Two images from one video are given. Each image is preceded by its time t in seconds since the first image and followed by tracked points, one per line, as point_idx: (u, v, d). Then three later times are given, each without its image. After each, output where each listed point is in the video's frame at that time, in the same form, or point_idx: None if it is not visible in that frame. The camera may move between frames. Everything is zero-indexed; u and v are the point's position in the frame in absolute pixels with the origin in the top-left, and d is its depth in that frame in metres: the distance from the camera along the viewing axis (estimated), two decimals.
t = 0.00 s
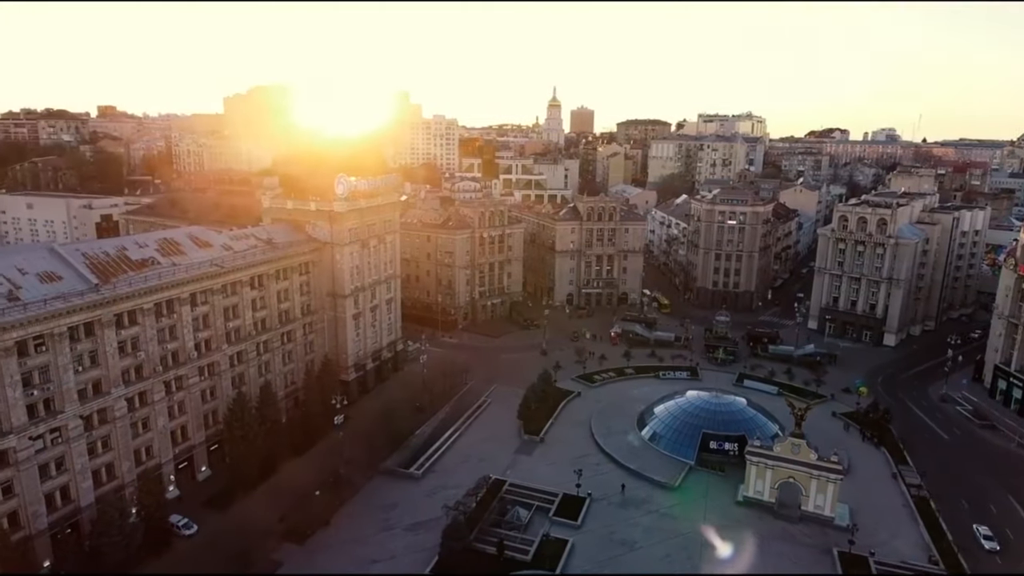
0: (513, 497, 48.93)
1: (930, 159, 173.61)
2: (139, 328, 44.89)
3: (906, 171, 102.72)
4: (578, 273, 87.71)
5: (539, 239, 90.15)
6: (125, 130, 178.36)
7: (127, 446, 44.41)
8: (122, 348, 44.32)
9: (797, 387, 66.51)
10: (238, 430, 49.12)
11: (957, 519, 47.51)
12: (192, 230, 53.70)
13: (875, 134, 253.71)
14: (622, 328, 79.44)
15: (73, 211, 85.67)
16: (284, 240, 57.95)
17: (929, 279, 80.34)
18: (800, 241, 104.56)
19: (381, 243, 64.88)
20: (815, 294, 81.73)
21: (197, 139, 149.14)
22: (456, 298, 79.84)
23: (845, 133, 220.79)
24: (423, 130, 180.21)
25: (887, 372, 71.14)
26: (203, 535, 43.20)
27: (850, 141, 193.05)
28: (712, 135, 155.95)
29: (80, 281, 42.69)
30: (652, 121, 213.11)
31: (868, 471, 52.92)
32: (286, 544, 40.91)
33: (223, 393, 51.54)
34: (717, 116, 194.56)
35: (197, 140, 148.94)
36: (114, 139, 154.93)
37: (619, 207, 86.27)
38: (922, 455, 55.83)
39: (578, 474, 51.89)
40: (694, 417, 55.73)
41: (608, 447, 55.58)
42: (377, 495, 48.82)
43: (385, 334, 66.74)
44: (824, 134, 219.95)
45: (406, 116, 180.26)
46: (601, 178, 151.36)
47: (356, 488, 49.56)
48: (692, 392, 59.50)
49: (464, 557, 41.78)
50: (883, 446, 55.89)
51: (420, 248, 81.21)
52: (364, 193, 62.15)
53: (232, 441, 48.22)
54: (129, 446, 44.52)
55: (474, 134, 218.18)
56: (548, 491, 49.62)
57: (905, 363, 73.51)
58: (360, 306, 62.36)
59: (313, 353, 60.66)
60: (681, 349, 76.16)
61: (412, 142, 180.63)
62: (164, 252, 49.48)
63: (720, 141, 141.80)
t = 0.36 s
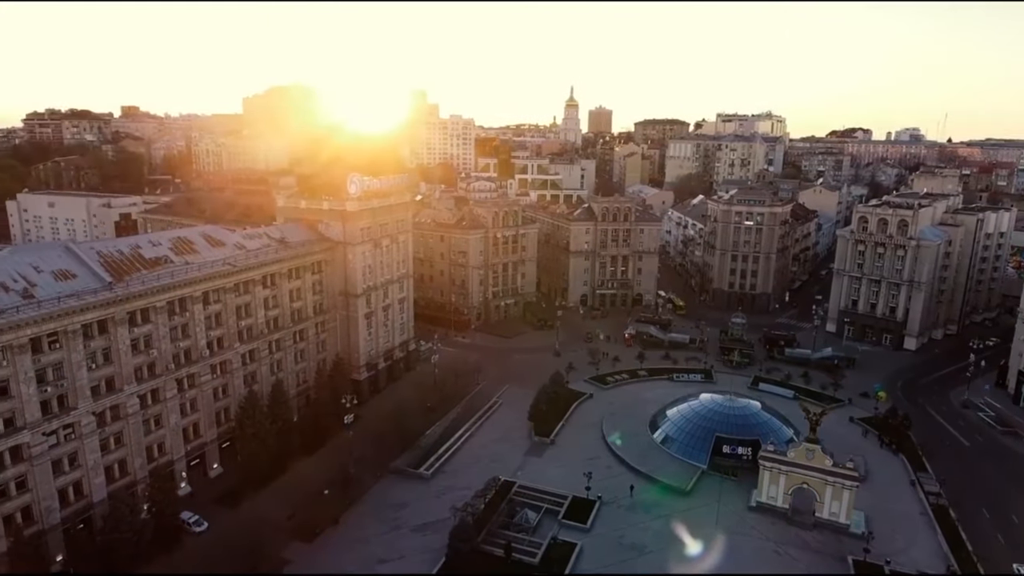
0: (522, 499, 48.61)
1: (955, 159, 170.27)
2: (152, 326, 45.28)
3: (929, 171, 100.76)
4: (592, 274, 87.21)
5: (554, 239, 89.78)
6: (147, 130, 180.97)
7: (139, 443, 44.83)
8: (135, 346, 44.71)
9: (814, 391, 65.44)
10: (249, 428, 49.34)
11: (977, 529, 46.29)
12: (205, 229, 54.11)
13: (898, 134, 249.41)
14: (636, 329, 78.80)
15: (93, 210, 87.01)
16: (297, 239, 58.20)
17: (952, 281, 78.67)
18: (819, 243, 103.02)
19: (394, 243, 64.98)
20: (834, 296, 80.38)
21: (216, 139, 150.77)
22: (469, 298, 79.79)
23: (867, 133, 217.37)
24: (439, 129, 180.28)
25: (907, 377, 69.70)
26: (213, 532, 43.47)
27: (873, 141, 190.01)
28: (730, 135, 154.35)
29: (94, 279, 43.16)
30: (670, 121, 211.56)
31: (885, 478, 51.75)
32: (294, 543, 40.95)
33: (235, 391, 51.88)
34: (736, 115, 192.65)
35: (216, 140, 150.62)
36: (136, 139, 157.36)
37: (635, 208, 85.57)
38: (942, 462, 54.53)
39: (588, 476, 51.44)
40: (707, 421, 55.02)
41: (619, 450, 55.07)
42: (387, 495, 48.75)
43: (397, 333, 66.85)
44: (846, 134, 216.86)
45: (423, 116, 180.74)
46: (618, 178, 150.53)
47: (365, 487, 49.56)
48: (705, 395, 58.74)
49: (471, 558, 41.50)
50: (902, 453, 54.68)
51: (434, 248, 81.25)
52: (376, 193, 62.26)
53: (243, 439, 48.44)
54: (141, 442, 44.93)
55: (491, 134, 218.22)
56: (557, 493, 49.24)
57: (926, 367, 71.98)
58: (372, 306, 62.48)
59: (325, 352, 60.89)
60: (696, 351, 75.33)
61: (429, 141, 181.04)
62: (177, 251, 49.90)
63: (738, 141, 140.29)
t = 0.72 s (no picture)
0: (530, 501, 48.30)
1: (977, 159, 167.34)
2: (162, 324, 45.58)
3: (948, 171, 99.09)
4: (604, 275, 86.71)
5: (566, 240, 89.41)
6: (165, 130, 183.04)
7: (149, 440, 45.13)
8: (145, 344, 45.02)
9: (828, 394, 64.47)
10: (258, 427, 49.49)
11: (995, 537, 45.28)
12: (216, 227, 54.39)
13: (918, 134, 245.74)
14: (647, 331, 78.20)
15: (109, 209, 88.00)
16: (307, 238, 58.37)
17: (972, 284, 77.22)
18: (835, 244, 101.65)
19: (404, 243, 65.01)
20: (850, 299, 79.20)
21: (232, 139, 152.07)
22: (480, 298, 79.67)
23: (886, 133, 214.38)
24: (452, 130, 179.64)
25: (925, 381, 68.46)
26: (221, 530, 43.69)
27: (892, 141, 187.42)
28: (746, 134, 152.98)
29: (105, 278, 43.51)
30: (685, 121, 210.11)
31: (900, 483, 50.80)
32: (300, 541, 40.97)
33: (245, 389, 52.13)
34: (752, 115, 190.83)
35: (231, 139, 151.95)
36: (153, 139, 159.15)
37: (648, 208, 84.96)
38: (959, 468, 53.46)
39: (596, 479, 51.03)
40: (718, 424, 54.39)
41: (629, 453, 54.58)
42: (394, 495, 48.69)
43: (407, 333, 66.91)
44: (864, 134, 214.08)
45: (437, 116, 181.02)
46: (632, 178, 149.71)
47: (373, 487, 49.55)
48: (717, 398, 58.09)
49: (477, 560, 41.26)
50: (917, 458, 53.65)
51: (445, 248, 81.20)
52: (387, 192, 62.29)
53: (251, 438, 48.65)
54: (151, 440, 45.25)
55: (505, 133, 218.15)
56: (565, 496, 48.87)
57: (944, 371, 70.65)
58: (382, 305, 62.54)
59: (335, 351, 61.05)
60: (708, 353, 74.61)
61: (442, 141, 181.19)
62: (188, 250, 50.20)
63: (754, 141, 138.92)
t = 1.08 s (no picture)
0: (537, 503, 47.89)
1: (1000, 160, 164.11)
2: (173, 323, 45.85)
3: (970, 172, 97.25)
4: (617, 276, 86.14)
5: (578, 240, 88.98)
6: (183, 130, 185.19)
7: (158, 438, 45.39)
8: (155, 342, 45.26)
9: (843, 399, 63.41)
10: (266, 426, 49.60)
11: (1014, 547, 44.14)
12: (227, 227, 54.64)
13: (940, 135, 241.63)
14: (660, 333, 77.50)
15: (125, 207, 89.04)
16: (318, 238, 58.52)
17: (993, 287, 75.66)
18: (853, 246, 100.15)
19: (415, 243, 65.02)
20: (867, 301, 77.89)
21: (248, 139, 153.39)
22: (491, 299, 79.48)
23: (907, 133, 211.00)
24: (467, 130, 180.06)
25: (943, 386, 67.08)
26: (229, 528, 43.81)
27: (913, 141, 184.66)
28: (763, 135, 151.41)
29: (116, 277, 43.84)
30: (702, 121, 208.46)
31: (916, 490, 49.74)
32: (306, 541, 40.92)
33: (254, 388, 52.33)
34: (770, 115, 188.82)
35: (248, 139, 153.30)
36: (171, 139, 161.00)
37: (661, 209, 84.24)
38: (977, 476, 52.26)
39: (605, 482, 50.51)
40: (729, 428, 53.66)
41: (638, 456, 54.00)
42: (402, 496, 48.53)
43: (418, 333, 66.95)
44: (885, 134, 210.96)
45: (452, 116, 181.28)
46: (647, 179, 148.78)
47: (381, 487, 49.44)
48: (728, 401, 57.35)
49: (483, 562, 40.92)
50: (934, 465, 52.51)
51: (457, 248, 81.12)
52: (398, 192, 62.33)
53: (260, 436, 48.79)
54: (161, 438, 45.52)
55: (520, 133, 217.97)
56: (573, 499, 48.41)
57: (964, 377, 69.18)
58: (392, 305, 62.61)
59: (345, 350, 61.14)
60: (721, 355, 73.77)
61: (457, 141, 181.39)
62: (199, 249, 50.46)
63: (771, 141, 137.40)
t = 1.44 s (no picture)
0: (545, 507, 47.44)
1: None
2: (183, 321, 46.12)
3: (994, 174, 95.16)
4: (631, 277, 85.41)
5: (592, 241, 88.43)
6: (203, 131, 187.35)
7: (168, 436, 45.69)
8: (166, 341, 45.55)
9: (860, 404, 62.23)
10: (276, 425, 49.85)
11: None
12: (238, 226, 54.89)
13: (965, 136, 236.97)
14: (673, 335, 76.68)
15: (143, 207, 90.12)
16: (330, 238, 58.67)
17: (1017, 292, 73.88)
18: (873, 249, 98.45)
19: (426, 243, 64.98)
20: (886, 305, 76.42)
21: (265, 139, 154.76)
22: (504, 300, 79.21)
23: (931, 133, 207.00)
24: (483, 130, 180.16)
25: (964, 392, 65.56)
26: (237, 526, 44.00)
27: (936, 142, 181.45)
28: (782, 135, 149.56)
29: (128, 275, 44.17)
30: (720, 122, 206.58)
31: (934, 499, 48.57)
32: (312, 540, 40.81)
33: (264, 387, 52.53)
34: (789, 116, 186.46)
35: (265, 139, 154.68)
36: (191, 139, 162.86)
37: (676, 210, 83.40)
38: (998, 485, 50.93)
39: (614, 486, 49.95)
40: (741, 433, 52.89)
41: (649, 460, 53.35)
42: (409, 497, 48.36)
43: (429, 333, 67.00)
44: (908, 134, 207.39)
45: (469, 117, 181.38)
46: (663, 180, 147.64)
47: (389, 487, 49.36)
48: (741, 406, 56.50)
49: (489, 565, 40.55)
50: (953, 474, 51.29)
51: (469, 248, 80.95)
52: (409, 192, 62.35)
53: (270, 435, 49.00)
54: (171, 435, 45.82)
55: (536, 134, 217.64)
56: (581, 503, 47.92)
57: (986, 383, 67.57)
58: (403, 306, 62.61)
59: (356, 350, 61.25)
60: (735, 359, 72.80)
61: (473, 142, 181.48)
62: (210, 248, 50.73)
63: (790, 142, 135.65)
